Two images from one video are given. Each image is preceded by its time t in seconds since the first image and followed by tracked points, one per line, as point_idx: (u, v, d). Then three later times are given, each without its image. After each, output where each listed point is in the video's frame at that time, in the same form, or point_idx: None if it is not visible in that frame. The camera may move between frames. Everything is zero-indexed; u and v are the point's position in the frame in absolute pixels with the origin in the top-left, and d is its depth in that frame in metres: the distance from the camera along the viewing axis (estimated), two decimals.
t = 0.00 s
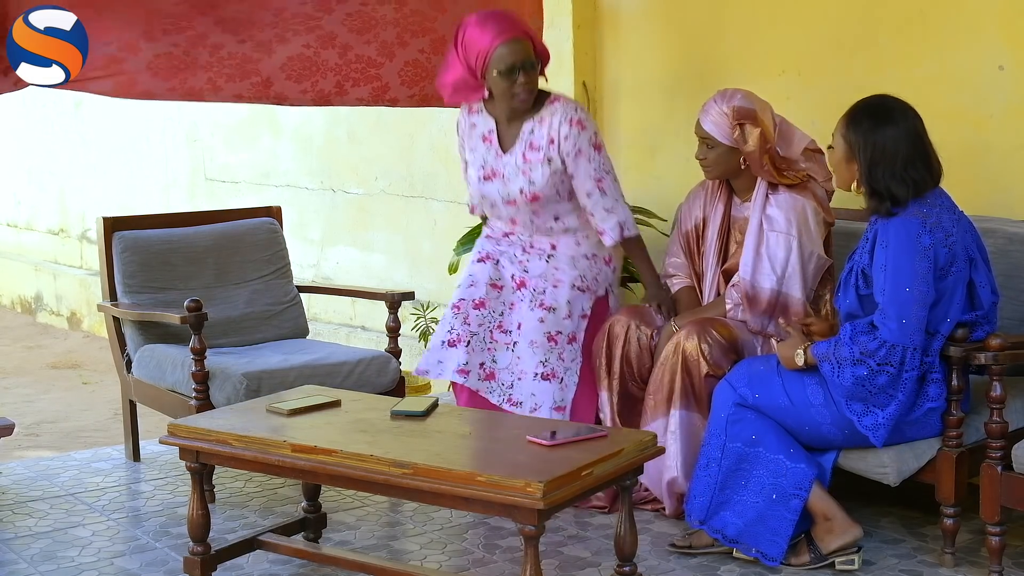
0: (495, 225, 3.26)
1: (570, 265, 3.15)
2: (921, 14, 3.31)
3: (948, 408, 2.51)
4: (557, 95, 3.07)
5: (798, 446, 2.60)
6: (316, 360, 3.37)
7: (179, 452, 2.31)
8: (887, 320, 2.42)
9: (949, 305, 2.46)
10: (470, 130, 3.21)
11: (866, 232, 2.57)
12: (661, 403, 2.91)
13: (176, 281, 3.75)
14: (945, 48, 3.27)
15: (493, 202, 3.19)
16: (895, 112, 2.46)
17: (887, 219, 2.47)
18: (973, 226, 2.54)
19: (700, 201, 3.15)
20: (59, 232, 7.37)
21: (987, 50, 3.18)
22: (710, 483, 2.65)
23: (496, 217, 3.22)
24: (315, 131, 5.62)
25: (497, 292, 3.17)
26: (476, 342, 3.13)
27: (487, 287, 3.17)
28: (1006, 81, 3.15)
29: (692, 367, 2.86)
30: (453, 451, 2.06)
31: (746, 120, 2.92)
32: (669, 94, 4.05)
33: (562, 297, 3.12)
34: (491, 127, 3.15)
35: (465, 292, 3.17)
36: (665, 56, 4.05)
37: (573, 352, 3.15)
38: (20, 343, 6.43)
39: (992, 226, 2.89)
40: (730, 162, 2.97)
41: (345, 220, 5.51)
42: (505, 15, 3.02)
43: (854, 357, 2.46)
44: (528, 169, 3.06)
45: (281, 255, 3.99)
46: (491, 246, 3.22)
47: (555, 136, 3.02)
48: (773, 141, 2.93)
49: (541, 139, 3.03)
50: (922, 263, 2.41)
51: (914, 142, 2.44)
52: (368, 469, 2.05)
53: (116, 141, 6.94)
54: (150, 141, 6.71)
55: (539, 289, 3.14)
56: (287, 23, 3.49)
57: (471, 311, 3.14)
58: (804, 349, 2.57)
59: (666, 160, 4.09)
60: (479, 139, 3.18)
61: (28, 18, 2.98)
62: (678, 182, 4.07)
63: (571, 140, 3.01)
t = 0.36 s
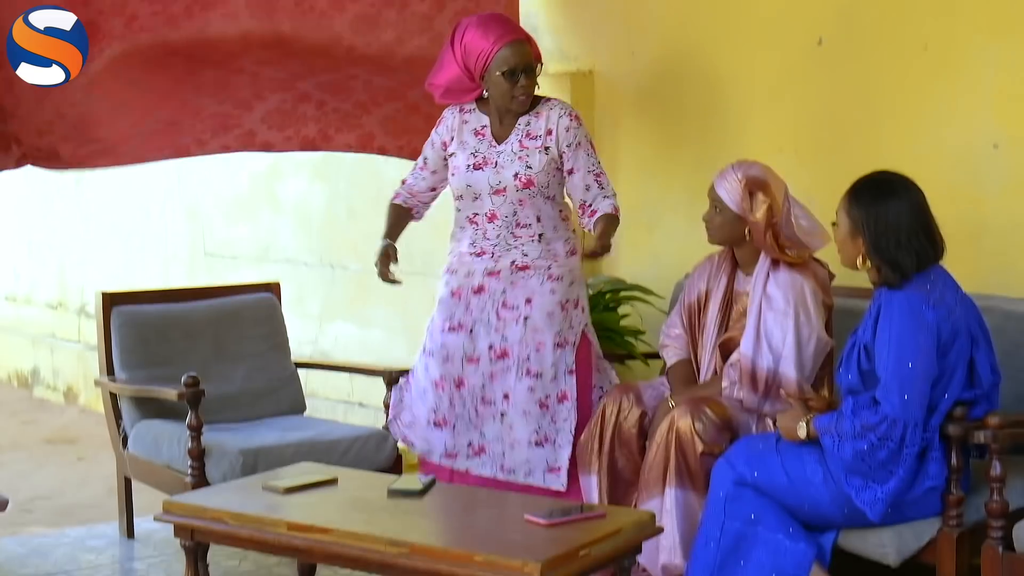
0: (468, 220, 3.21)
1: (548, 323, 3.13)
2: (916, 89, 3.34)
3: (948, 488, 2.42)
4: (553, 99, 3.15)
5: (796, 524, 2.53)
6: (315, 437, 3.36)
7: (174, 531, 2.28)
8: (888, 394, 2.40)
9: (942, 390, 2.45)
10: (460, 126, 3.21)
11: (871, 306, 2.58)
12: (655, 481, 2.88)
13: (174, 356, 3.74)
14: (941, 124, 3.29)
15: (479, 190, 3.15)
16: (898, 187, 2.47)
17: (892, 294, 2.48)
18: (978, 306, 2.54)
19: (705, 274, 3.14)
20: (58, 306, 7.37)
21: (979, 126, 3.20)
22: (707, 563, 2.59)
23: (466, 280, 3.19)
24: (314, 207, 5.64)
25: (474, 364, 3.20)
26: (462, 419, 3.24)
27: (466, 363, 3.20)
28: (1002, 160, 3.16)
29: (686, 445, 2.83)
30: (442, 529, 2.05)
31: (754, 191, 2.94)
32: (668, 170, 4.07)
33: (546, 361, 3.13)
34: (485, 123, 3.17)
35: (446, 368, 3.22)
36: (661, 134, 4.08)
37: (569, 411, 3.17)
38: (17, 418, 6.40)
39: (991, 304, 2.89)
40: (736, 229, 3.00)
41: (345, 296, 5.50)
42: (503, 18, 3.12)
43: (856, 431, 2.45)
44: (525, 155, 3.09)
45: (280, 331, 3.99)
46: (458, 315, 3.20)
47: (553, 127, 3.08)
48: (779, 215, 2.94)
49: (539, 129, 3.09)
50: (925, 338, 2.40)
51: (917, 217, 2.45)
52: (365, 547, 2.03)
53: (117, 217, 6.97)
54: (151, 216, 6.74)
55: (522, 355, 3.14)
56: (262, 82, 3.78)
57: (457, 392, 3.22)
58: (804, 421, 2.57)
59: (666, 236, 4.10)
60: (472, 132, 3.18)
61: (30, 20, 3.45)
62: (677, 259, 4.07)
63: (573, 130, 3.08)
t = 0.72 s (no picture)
0: (435, 234, 2.99)
1: (521, 339, 3.03)
2: (915, 125, 3.35)
3: (948, 523, 2.37)
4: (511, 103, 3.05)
5: (795, 557, 2.49)
6: (314, 471, 3.35)
7: (174, 565, 2.25)
8: (886, 425, 2.37)
9: (941, 425, 2.40)
10: (428, 128, 2.99)
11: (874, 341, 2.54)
12: (660, 512, 2.84)
13: (174, 390, 3.73)
14: (940, 160, 3.30)
15: (451, 198, 2.97)
16: (905, 221, 2.41)
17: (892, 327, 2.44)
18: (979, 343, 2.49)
19: (716, 304, 3.15)
20: (58, 340, 7.38)
21: (980, 160, 3.20)
22: None
23: (437, 307, 3.01)
24: (314, 241, 5.65)
25: (460, 393, 3.04)
26: (455, 451, 3.07)
27: (450, 394, 3.04)
28: (1002, 195, 3.17)
29: (686, 478, 2.80)
30: (437, 560, 2.05)
31: (765, 223, 2.90)
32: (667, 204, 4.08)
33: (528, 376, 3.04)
34: (455, 131, 2.98)
35: (427, 404, 3.04)
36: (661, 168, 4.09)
37: (552, 425, 3.10)
38: (15, 452, 6.38)
39: (991, 338, 2.89)
40: (750, 261, 2.97)
41: (345, 329, 5.50)
42: (497, 34, 2.87)
43: (852, 460, 2.42)
44: (499, 161, 2.97)
45: (280, 365, 4.00)
46: (433, 347, 3.03)
47: (524, 133, 2.99)
48: (791, 246, 2.91)
49: (509, 134, 2.97)
50: (922, 371, 2.35)
51: (923, 250, 2.39)
52: None
53: (117, 251, 6.97)
54: (150, 249, 6.74)
55: (503, 376, 3.02)
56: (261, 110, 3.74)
57: (446, 425, 3.06)
58: (823, 452, 2.54)
59: (665, 270, 4.10)
60: (439, 140, 2.98)
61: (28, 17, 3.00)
62: (676, 292, 4.08)
63: (543, 133, 3.01)
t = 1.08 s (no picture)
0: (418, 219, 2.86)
1: (506, 336, 2.86)
2: (916, 126, 3.35)
3: (948, 522, 2.37)
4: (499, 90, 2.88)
5: (796, 558, 2.48)
6: (314, 471, 3.35)
7: (173, 565, 2.24)
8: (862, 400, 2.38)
9: (930, 414, 2.38)
10: (416, 121, 2.85)
11: (861, 343, 2.51)
12: (661, 507, 2.84)
13: (175, 390, 3.74)
14: (941, 160, 3.30)
15: (440, 186, 2.84)
16: (904, 216, 2.40)
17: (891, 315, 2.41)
18: (975, 338, 2.47)
19: (727, 302, 3.14)
20: (58, 340, 7.38)
21: (980, 160, 3.20)
22: None
23: (422, 296, 2.87)
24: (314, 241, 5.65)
25: (438, 384, 2.86)
26: (431, 443, 2.90)
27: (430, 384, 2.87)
28: (1002, 195, 3.16)
29: (687, 478, 2.80)
30: (434, 559, 2.06)
31: (778, 222, 2.87)
32: (667, 205, 4.08)
33: (511, 376, 2.86)
34: (443, 122, 2.84)
35: (407, 394, 2.89)
36: (663, 168, 4.10)
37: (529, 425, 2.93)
38: (15, 452, 6.38)
39: (990, 338, 2.90)
40: (762, 261, 2.94)
41: (345, 329, 5.50)
42: (483, 23, 2.72)
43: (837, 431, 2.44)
44: (487, 151, 2.82)
45: (281, 365, 4.00)
46: (417, 336, 2.87)
47: (513, 122, 2.83)
48: (805, 245, 2.87)
49: (498, 124, 2.82)
50: (905, 354, 2.35)
51: (923, 243, 2.38)
52: None
53: (117, 251, 6.98)
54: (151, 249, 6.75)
55: (487, 372, 2.85)
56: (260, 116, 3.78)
57: (422, 416, 2.89)
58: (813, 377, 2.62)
59: (666, 271, 4.10)
60: (427, 132, 2.84)
61: (28, 18, 3.05)
62: (676, 292, 4.08)
63: (534, 121, 2.85)
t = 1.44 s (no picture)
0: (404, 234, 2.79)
1: (512, 339, 2.80)
2: (915, 129, 3.35)
3: (948, 525, 2.37)
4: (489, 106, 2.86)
5: (795, 562, 2.47)
6: (313, 474, 3.35)
7: (173, 568, 2.24)
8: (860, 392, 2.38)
9: (928, 408, 2.37)
10: (408, 134, 2.78)
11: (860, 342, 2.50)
12: (661, 512, 2.83)
13: (175, 393, 3.74)
14: (940, 162, 3.30)
15: (434, 200, 2.76)
16: (897, 215, 2.41)
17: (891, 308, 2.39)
18: (974, 340, 2.47)
19: (730, 305, 3.14)
20: (58, 343, 7.38)
21: (980, 163, 3.20)
22: None
23: (423, 308, 2.77)
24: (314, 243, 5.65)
25: (451, 394, 2.77)
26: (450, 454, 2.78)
27: (442, 395, 2.78)
28: (1002, 197, 3.16)
29: (687, 482, 2.80)
30: (435, 562, 2.06)
31: (789, 226, 2.87)
32: (667, 209, 4.08)
33: (520, 376, 2.79)
34: (433, 133, 2.78)
35: (417, 409, 2.78)
36: (663, 172, 4.09)
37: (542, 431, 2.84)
38: (15, 455, 6.37)
39: (991, 342, 2.89)
40: (769, 263, 2.94)
41: (345, 332, 5.50)
42: (471, 33, 2.69)
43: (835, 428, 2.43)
44: (481, 163, 2.76)
45: (281, 368, 4.00)
46: (423, 349, 2.77)
47: (504, 134, 2.80)
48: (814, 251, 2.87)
49: (489, 136, 2.78)
50: (904, 348, 2.35)
51: (918, 238, 2.38)
52: None
53: (117, 254, 6.98)
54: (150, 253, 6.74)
55: (498, 375, 2.77)
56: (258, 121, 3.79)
57: (438, 428, 2.78)
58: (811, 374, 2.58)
59: (666, 274, 4.10)
60: (418, 144, 2.77)
61: (28, 18, 3.06)
62: (676, 295, 4.07)
63: (524, 133, 2.82)
